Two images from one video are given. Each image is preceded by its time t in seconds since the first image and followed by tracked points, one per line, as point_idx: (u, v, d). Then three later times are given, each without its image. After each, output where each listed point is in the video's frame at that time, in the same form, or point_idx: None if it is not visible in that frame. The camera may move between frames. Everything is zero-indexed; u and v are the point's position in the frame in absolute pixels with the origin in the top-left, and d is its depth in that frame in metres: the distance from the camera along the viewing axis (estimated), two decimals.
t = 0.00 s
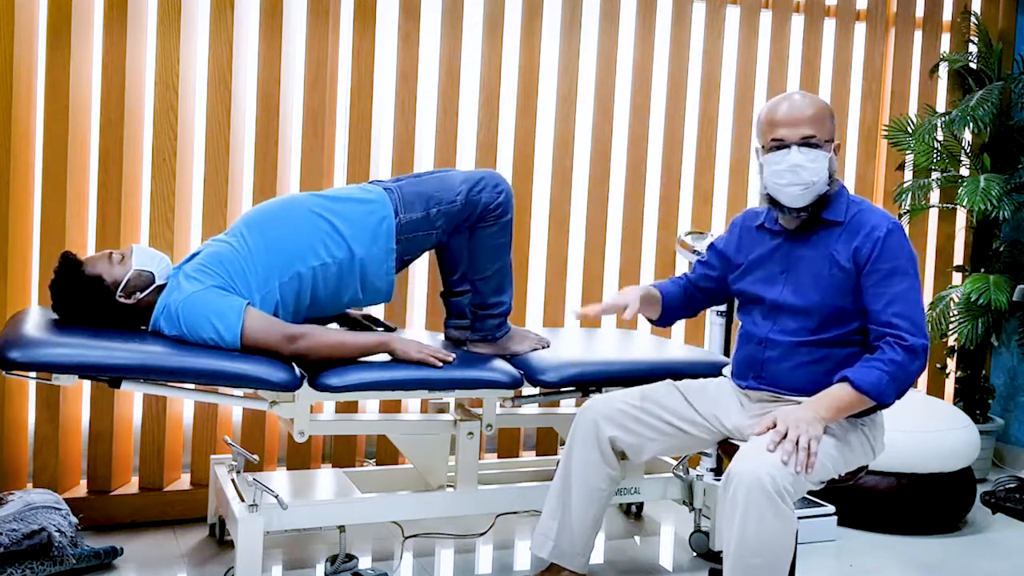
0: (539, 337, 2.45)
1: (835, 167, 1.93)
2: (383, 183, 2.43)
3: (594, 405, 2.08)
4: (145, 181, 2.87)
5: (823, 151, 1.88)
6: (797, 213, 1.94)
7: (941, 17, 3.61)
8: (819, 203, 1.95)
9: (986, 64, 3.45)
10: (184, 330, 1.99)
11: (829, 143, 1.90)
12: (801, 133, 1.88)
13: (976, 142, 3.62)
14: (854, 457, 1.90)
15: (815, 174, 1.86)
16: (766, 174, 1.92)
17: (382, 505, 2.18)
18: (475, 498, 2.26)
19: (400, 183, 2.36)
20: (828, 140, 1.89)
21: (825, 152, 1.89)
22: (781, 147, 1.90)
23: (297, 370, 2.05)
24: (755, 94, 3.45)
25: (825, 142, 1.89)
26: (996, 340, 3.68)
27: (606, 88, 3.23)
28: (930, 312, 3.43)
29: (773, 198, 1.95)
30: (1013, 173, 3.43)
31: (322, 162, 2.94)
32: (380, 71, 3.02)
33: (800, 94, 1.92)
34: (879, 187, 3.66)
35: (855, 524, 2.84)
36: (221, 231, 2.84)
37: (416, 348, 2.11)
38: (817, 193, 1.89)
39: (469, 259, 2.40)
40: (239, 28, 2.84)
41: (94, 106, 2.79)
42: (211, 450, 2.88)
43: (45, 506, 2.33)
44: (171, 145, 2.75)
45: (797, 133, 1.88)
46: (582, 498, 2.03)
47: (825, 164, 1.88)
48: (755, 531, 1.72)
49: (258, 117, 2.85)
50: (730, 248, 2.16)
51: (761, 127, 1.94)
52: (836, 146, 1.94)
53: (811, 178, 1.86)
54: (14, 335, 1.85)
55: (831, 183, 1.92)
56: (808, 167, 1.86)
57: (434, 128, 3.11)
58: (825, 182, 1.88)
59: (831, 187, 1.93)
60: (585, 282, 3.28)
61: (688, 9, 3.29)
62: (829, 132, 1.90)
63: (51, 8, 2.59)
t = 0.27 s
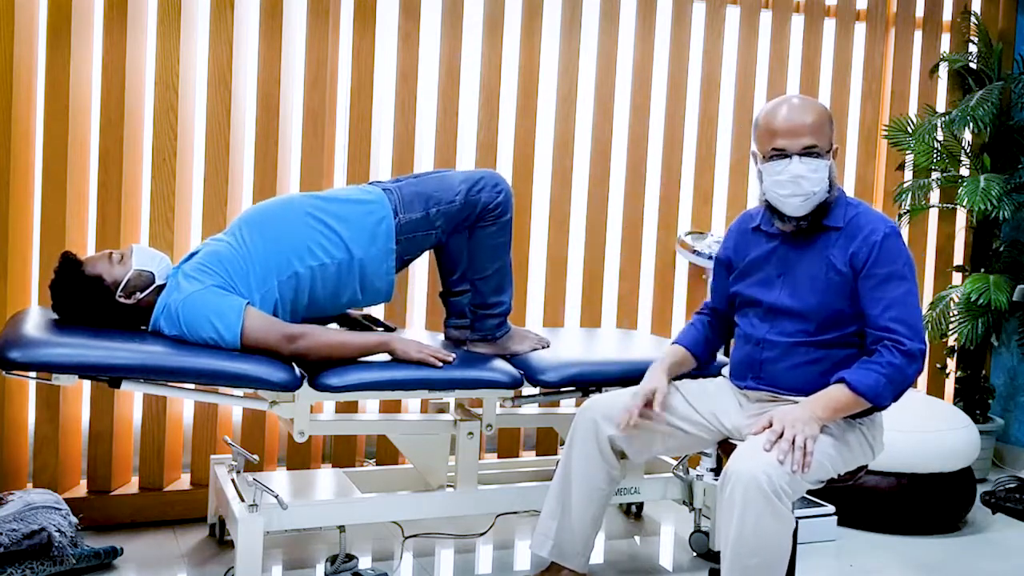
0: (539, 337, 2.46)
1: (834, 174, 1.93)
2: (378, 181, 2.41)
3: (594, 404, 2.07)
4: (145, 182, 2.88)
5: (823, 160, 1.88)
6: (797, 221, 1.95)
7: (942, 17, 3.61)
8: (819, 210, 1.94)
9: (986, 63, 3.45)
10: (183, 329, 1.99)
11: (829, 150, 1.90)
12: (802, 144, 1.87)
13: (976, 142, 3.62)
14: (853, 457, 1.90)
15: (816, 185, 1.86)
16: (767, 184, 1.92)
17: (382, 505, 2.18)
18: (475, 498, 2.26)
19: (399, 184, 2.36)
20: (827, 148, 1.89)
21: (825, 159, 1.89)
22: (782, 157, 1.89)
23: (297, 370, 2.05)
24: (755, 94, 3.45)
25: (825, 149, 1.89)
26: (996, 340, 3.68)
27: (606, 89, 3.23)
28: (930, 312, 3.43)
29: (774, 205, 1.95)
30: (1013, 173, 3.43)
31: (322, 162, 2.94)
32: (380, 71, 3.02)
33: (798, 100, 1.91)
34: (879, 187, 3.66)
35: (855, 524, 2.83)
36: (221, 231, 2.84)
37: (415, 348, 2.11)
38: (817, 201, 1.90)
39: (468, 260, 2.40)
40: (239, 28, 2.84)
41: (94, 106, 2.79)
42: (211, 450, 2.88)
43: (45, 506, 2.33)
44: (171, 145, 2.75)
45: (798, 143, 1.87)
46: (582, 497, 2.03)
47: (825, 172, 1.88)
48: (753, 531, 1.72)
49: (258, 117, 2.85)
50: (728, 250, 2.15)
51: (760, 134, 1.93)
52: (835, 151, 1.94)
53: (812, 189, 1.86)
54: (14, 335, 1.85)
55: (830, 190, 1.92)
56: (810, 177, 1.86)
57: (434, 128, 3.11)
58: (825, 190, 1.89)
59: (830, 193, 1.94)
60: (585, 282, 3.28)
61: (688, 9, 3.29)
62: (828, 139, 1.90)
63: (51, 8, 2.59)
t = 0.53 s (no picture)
0: (539, 337, 2.46)
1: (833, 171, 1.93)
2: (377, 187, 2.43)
3: (594, 404, 2.08)
4: (145, 182, 2.88)
5: (821, 158, 1.88)
6: (796, 219, 1.94)
7: (941, 17, 3.61)
8: (819, 209, 1.94)
9: (986, 63, 3.45)
10: (183, 329, 1.99)
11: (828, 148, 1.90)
12: (801, 141, 1.87)
13: (976, 142, 3.62)
14: (853, 456, 1.90)
15: (814, 182, 1.86)
16: (765, 180, 1.92)
17: (382, 505, 2.18)
18: (475, 498, 2.26)
19: (401, 188, 2.36)
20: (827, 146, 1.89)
21: (824, 157, 1.89)
22: (780, 154, 1.89)
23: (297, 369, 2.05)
24: (755, 94, 3.45)
25: (824, 147, 1.89)
26: (996, 340, 3.68)
27: (606, 89, 3.23)
28: (930, 312, 3.43)
29: (773, 202, 1.95)
30: (1013, 173, 3.43)
31: (322, 162, 2.94)
32: (380, 71, 3.02)
33: (798, 99, 1.91)
34: (879, 187, 3.66)
35: (855, 524, 2.83)
36: (221, 231, 2.84)
37: (415, 348, 2.11)
38: (816, 198, 1.90)
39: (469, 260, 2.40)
40: (239, 28, 2.84)
41: (94, 106, 2.79)
42: (211, 450, 2.88)
43: (45, 505, 2.33)
44: (171, 145, 2.75)
45: (797, 140, 1.87)
46: (582, 497, 2.03)
47: (824, 170, 1.88)
48: (753, 531, 1.72)
49: (258, 117, 2.85)
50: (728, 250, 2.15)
51: (759, 133, 1.93)
52: (834, 149, 1.95)
53: (810, 186, 1.86)
54: (14, 335, 1.85)
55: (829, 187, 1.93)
56: (809, 175, 1.86)
57: (434, 128, 3.11)
58: (824, 188, 1.89)
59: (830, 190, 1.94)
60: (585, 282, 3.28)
61: (688, 9, 3.29)
62: (827, 137, 1.90)
63: (51, 8, 2.59)
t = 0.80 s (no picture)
0: (539, 337, 2.46)
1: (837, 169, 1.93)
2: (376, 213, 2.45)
3: (594, 404, 2.08)
4: (145, 182, 2.88)
5: (824, 158, 1.87)
6: (802, 219, 1.95)
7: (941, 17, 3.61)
8: (824, 206, 1.94)
9: (986, 64, 3.45)
10: (185, 327, 1.99)
11: (831, 147, 1.90)
12: (802, 143, 1.87)
13: (976, 142, 3.62)
14: (852, 454, 1.90)
15: (817, 183, 1.86)
16: (769, 183, 1.91)
17: (382, 505, 2.18)
18: (475, 498, 2.26)
19: (405, 211, 2.35)
20: (829, 145, 1.89)
21: (827, 157, 1.89)
22: (782, 157, 1.88)
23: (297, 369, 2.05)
24: (755, 94, 3.45)
25: (827, 147, 1.89)
26: (996, 340, 3.68)
27: (606, 88, 3.23)
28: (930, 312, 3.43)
29: (778, 204, 1.95)
30: (1013, 173, 3.43)
31: (322, 162, 2.94)
32: (380, 72, 3.02)
33: (797, 100, 1.90)
34: (879, 187, 3.65)
35: (855, 524, 2.84)
36: (221, 231, 2.84)
37: (416, 348, 2.11)
38: (821, 198, 1.90)
39: (469, 263, 2.41)
40: (239, 28, 2.84)
41: (94, 106, 2.79)
42: (211, 450, 2.88)
43: (45, 506, 2.33)
44: (171, 145, 2.75)
45: (798, 143, 1.87)
46: (582, 497, 2.03)
47: (828, 169, 1.88)
48: (755, 531, 1.71)
49: (258, 117, 2.85)
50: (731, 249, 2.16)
51: (759, 135, 1.92)
52: (836, 147, 1.94)
53: (814, 187, 1.86)
54: (14, 335, 1.86)
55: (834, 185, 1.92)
56: (812, 176, 1.86)
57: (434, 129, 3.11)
58: (828, 187, 1.89)
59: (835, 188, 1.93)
60: (585, 282, 3.28)
61: (688, 9, 3.29)
62: (830, 136, 1.89)
63: (52, 9, 2.59)
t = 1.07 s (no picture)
0: (539, 337, 2.45)
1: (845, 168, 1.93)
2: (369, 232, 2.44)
3: (594, 404, 2.08)
4: (145, 182, 2.88)
5: (834, 155, 1.87)
6: (808, 215, 1.95)
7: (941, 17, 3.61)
8: (830, 205, 1.94)
9: (986, 64, 3.45)
10: (187, 325, 2.00)
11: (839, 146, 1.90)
12: (813, 140, 1.86)
13: (976, 142, 3.62)
14: (852, 454, 1.90)
15: (828, 180, 1.86)
16: (778, 179, 1.91)
17: (382, 505, 2.18)
18: (475, 498, 2.26)
19: (396, 229, 2.35)
20: (838, 143, 1.89)
21: (836, 155, 1.88)
22: (792, 153, 1.88)
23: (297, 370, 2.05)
24: (755, 94, 3.45)
25: (836, 145, 1.89)
26: (996, 340, 3.68)
27: (606, 88, 3.23)
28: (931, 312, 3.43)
29: (785, 200, 1.95)
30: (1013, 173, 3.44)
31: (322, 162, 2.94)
32: (380, 72, 3.02)
33: (806, 97, 1.90)
34: (879, 187, 3.65)
35: (855, 524, 2.84)
36: (221, 232, 2.83)
37: (416, 349, 2.11)
38: (829, 195, 1.89)
39: (461, 265, 2.40)
40: (239, 28, 2.84)
41: (94, 106, 2.79)
42: (211, 450, 2.88)
43: (45, 506, 2.33)
44: (171, 145, 2.75)
45: (809, 139, 1.86)
46: (582, 497, 2.03)
47: (837, 167, 1.88)
48: (752, 531, 1.71)
49: (258, 117, 2.85)
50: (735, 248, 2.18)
51: (769, 132, 1.92)
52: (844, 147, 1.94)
53: (824, 184, 1.85)
54: (14, 335, 1.86)
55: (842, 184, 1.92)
56: (822, 172, 1.85)
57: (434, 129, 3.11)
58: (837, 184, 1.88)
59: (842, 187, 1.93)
60: (585, 282, 3.28)
61: (688, 9, 3.29)
62: (839, 134, 1.89)
63: (52, 9, 2.59)
